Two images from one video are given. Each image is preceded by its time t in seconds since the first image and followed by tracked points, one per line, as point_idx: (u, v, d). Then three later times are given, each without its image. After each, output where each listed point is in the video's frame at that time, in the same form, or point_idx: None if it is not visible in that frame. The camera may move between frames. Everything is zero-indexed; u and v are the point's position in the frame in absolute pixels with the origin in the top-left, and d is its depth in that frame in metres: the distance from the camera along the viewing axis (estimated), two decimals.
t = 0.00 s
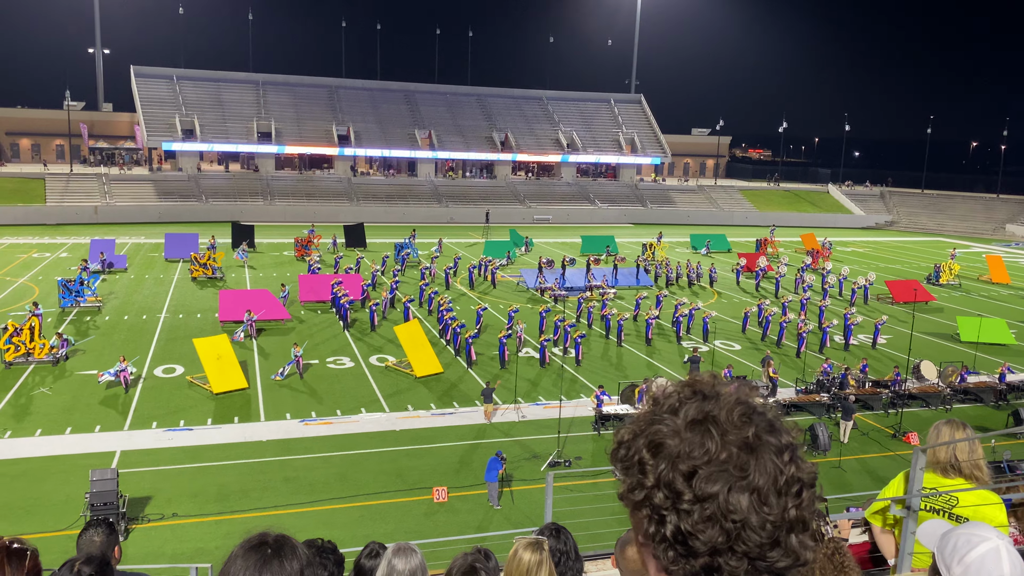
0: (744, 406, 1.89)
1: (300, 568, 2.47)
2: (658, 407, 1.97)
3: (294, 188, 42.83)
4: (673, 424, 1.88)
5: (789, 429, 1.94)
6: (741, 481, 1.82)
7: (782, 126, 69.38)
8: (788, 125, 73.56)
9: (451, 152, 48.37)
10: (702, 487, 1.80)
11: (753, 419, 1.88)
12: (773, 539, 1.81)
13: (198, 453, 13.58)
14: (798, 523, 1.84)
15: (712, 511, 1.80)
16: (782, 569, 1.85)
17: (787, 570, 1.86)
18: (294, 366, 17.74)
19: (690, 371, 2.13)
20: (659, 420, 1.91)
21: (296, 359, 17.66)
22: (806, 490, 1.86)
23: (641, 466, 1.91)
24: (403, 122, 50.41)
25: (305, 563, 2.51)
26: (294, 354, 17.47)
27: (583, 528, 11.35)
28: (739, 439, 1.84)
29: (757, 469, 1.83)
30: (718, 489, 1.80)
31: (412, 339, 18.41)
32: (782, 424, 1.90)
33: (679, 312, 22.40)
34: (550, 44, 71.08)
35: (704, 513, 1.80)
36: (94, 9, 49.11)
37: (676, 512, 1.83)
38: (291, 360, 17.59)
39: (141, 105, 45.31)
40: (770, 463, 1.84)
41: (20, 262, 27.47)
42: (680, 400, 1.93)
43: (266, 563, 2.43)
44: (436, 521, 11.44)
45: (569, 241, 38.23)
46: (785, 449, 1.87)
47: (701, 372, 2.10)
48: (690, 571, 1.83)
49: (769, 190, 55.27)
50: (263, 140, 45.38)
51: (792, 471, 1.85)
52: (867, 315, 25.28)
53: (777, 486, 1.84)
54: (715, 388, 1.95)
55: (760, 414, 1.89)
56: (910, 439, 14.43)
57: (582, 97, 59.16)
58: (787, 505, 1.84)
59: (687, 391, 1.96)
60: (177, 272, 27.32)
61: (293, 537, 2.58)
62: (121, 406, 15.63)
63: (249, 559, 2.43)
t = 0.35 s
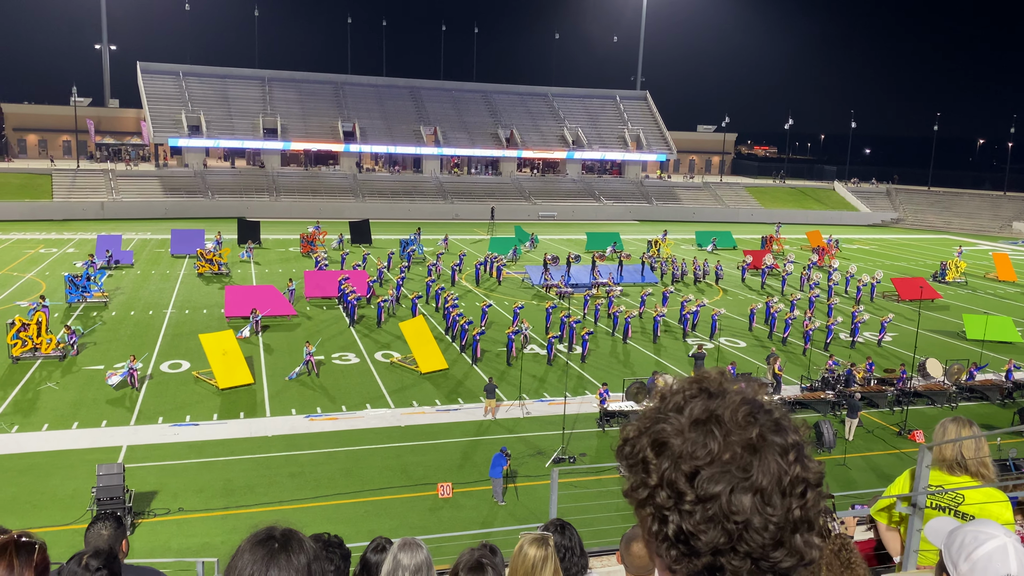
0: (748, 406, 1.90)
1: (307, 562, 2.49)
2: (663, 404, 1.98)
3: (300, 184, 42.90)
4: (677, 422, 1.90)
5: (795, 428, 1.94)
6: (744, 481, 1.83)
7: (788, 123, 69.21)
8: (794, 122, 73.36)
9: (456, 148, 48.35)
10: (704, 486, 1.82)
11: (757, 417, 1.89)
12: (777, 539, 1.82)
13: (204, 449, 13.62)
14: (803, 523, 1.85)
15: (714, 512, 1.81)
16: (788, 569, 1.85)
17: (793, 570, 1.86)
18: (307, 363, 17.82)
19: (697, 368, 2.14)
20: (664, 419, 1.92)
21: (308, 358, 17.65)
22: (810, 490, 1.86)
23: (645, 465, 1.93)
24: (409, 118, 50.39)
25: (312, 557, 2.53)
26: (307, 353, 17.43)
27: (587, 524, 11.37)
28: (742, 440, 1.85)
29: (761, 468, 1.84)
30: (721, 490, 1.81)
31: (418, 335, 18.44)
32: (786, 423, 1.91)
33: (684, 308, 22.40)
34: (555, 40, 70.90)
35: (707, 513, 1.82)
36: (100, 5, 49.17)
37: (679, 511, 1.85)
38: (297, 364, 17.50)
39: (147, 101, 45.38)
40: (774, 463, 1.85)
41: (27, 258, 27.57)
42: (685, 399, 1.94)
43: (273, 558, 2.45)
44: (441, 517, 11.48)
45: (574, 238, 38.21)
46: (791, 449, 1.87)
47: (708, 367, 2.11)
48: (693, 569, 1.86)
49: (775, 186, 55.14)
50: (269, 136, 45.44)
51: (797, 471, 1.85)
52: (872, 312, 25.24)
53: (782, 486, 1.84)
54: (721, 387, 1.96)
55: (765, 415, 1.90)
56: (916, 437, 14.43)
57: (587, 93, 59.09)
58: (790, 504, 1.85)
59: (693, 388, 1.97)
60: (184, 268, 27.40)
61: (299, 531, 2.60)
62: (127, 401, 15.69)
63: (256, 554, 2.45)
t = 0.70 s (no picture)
0: (753, 404, 1.91)
1: (307, 560, 2.49)
2: (667, 403, 1.99)
3: (304, 181, 42.96)
4: (681, 421, 1.90)
5: (800, 427, 1.94)
6: (748, 481, 1.83)
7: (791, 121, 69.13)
8: (797, 120, 73.27)
9: (460, 146, 48.36)
10: (708, 485, 1.83)
11: (761, 416, 1.90)
12: (782, 537, 1.83)
13: (207, 445, 13.65)
14: (808, 522, 1.85)
15: (719, 511, 1.82)
16: (792, 568, 1.86)
17: (797, 568, 1.87)
18: (315, 358, 17.90)
19: (702, 365, 2.14)
20: (668, 417, 1.93)
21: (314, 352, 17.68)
22: (815, 489, 1.87)
23: (648, 463, 1.94)
24: (412, 115, 50.43)
25: (312, 554, 2.53)
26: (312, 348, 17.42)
27: (590, 521, 11.38)
28: (746, 439, 1.85)
29: (765, 468, 1.84)
30: (725, 489, 1.82)
31: (422, 333, 18.48)
32: (790, 422, 1.91)
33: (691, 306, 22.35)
34: (559, 38, 70.82)
35: (710, 513, 1.83)
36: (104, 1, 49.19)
37: (683, 510, 1.86)
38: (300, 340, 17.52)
39: (151, 98, 45.45)
40: (779, 461, 1.85)
41: (31, 255, 27.62)
42: (690, 398, 1.94)
43: (272, 559, 2.45)
44: (444, 514, 11.50)
45: (578, 235, 38.23)
46: (796, 447, 1.88)
47: (715, 364, 2.11)
48: (697, 569, 1.86)
49: (778, 184, 55.05)
50: (273, 133, 45.50)
51: (802, 470, 1.86)
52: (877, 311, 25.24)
53: (786, 485, 1.85)
54: (726, 384, 1.97)
55: (769, 414, 1.91)
56: (919, 435, 14.42)
57: (591, 91, 59.10)
58: (796, 504, 1.85)
59: (696, 387, 1.98)
60: (187, 265, 27.45)
61: (299, 529, 2.60)
62: (130, 398, 15.72)
63: (257, 554, 2.45)
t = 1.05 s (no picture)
0: (751, 405, 1.91)
1: (304, 557, 2.50)
2: (665, 403, 2.00)
3: (304, 180, 42.96)
4: (679, 423, 1.90)
5: (798, 428, 1.94)
6: (746, 483, 1.84)
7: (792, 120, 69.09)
8: (798, 119, 73.25)
9: (460, 145, 48.37)
10: (706, 488, 1.83)
11: (758, 417, 1.90)
12: (780, 539, 1.83)
13: (208, 444, 13.68)
14: (806, 524, 1.86)
15: (716, 514, 1.83)
16: (791, 569, 1.86)
17: (797, 570, 1.87)
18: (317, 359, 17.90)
19: (700, 365, 2.14)
20: (666, 418, 1.93)
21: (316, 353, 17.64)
22: (813, 491, 1.87)
23: (645, 465, 1.95)
24: (413, 115, 50.43)
25: (308, 551, 2.54)
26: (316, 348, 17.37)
27: (590, 521, 11.40)
28: (744, 442, 1.86)
29: (763, 470, 1.84)
30: (723, 491, 1.82)
31: (421, 332, 18.50)
32: (788, 423, 1.92)
33: (694, 306, 22.32)
34: (559, 37, 70.83)
35: (708, 515, 1.83)
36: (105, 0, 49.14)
37: (680, 512, 1.86)
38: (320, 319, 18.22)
39: (152, 97, 45.47)
40: (775, 462, 1.86)
41: (32, 254, 27.65)
42: (686, 398, 1.95)
43: (269, 556, 2.46)
44: (444, 513, 11.51)
45: (578, 235, 38.25)
46: (793, 449, 1.88)
47: (713, 365, 2.12)
48: (694, 571, 1.87)
49: (779, 183, 55.03)
50: (273, 132, 45.55)
51: (799, 472, 1.86)
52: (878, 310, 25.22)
53: (783, 487, 1.85)
54: (722, 385, 1.98)
55: (766, 415, 1.91)
56: (919, 434, 14.44)
57: (591, 90, 59.11)
58: (793, 505, 1.85)
59: (694, 387, 1.99)
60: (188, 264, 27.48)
61: (292, 525, 2.62)
62: (130, 397, 15.73)
63: (251, 552, 2.46)
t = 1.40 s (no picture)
0: (751, 409, 1.90)
1: (301, 560, 2.49)
2: (665, 407, 1.99)
3: (303, 183, 42.97)
4: (680, 427, 1.89)
5: (798, 431, 1.94)
6: (745, 488, 1.83)
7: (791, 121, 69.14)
8: (796, 121, 73.32)
9: (459, 147, 48.38)
10: (706, 492, 1.82)
11: (760, 422, 1.89)
12: (778, 544, 1.83)
13: (208, 447, 13.66)
14: (805, 528, 1.85)
15: (716, 518, 1.82)
16: (790, 573, 1.86)
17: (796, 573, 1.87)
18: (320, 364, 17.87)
19: (700, 368, 2.13)
20: (665, 422, 1.93)
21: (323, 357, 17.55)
22: (812, 495, 1.86)
23: (645, 469, 1.94)
24: (411, 117, 50.43)
25: (306, 556, 2.53)
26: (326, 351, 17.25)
27: (590, 523, 11.39)
28: (744, 446, 1.85)
29: (762, 474, 1.84)
30: (723, 496, 1.81)
31: (420, 335, 18.49)
32: (789, 428, 1.91)
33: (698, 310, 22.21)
34: (559, 39, 70.95)
35: (707, 519, 1.83)
36: (103, 4, 49.18)
37: (680, 516, 1.86)
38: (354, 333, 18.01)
39: (150, 101, 45.47)
40: (776, 467, 1.85)
41: (31, 257, 27.63)
42: (687, 402, 1.94)
43: (266, 560, 2.44)
44: (444, 516, 11.50)
45: (577, 236, 38.27)
46: (793, 454, 1.87)
47: (714, 369, 2.10)
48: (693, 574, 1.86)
49: (778, 184, 55.07)
50: (272, 135, 45.57)
51: (800, 476, 1.86)
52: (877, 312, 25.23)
53: (783, 490, 1.85)
54: (723, 389, 1.97)
55: (768, 419, 1.90)
56: (919, 436, 14.43)
57: (590, 92, 59.17)
58: (792, 510, 1.84)
59: (694, 391, 1.97)
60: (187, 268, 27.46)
61: (290, 528, 2.61)
62: (129, 401, 15.70)
63: (249, 555, 2.45)
